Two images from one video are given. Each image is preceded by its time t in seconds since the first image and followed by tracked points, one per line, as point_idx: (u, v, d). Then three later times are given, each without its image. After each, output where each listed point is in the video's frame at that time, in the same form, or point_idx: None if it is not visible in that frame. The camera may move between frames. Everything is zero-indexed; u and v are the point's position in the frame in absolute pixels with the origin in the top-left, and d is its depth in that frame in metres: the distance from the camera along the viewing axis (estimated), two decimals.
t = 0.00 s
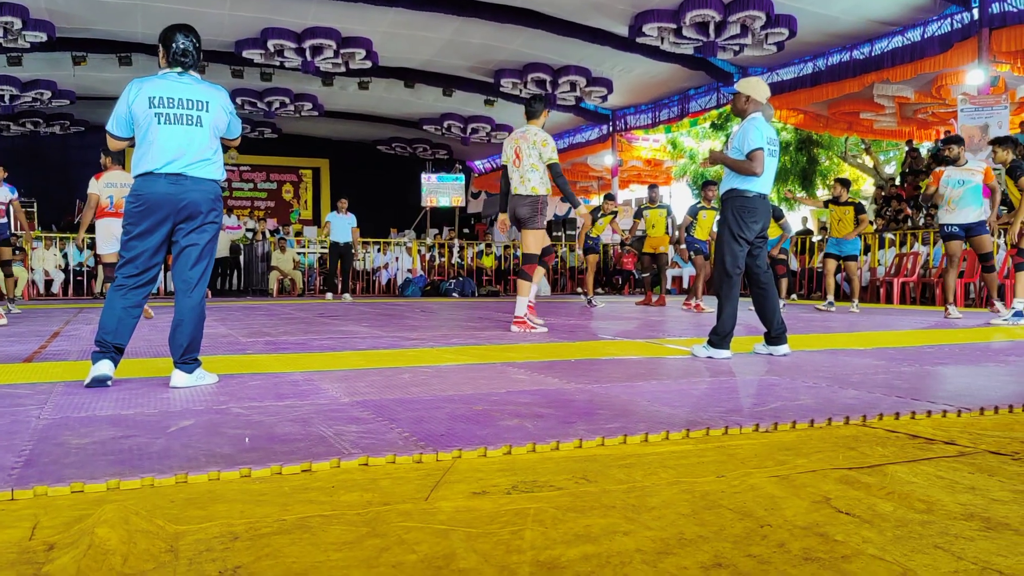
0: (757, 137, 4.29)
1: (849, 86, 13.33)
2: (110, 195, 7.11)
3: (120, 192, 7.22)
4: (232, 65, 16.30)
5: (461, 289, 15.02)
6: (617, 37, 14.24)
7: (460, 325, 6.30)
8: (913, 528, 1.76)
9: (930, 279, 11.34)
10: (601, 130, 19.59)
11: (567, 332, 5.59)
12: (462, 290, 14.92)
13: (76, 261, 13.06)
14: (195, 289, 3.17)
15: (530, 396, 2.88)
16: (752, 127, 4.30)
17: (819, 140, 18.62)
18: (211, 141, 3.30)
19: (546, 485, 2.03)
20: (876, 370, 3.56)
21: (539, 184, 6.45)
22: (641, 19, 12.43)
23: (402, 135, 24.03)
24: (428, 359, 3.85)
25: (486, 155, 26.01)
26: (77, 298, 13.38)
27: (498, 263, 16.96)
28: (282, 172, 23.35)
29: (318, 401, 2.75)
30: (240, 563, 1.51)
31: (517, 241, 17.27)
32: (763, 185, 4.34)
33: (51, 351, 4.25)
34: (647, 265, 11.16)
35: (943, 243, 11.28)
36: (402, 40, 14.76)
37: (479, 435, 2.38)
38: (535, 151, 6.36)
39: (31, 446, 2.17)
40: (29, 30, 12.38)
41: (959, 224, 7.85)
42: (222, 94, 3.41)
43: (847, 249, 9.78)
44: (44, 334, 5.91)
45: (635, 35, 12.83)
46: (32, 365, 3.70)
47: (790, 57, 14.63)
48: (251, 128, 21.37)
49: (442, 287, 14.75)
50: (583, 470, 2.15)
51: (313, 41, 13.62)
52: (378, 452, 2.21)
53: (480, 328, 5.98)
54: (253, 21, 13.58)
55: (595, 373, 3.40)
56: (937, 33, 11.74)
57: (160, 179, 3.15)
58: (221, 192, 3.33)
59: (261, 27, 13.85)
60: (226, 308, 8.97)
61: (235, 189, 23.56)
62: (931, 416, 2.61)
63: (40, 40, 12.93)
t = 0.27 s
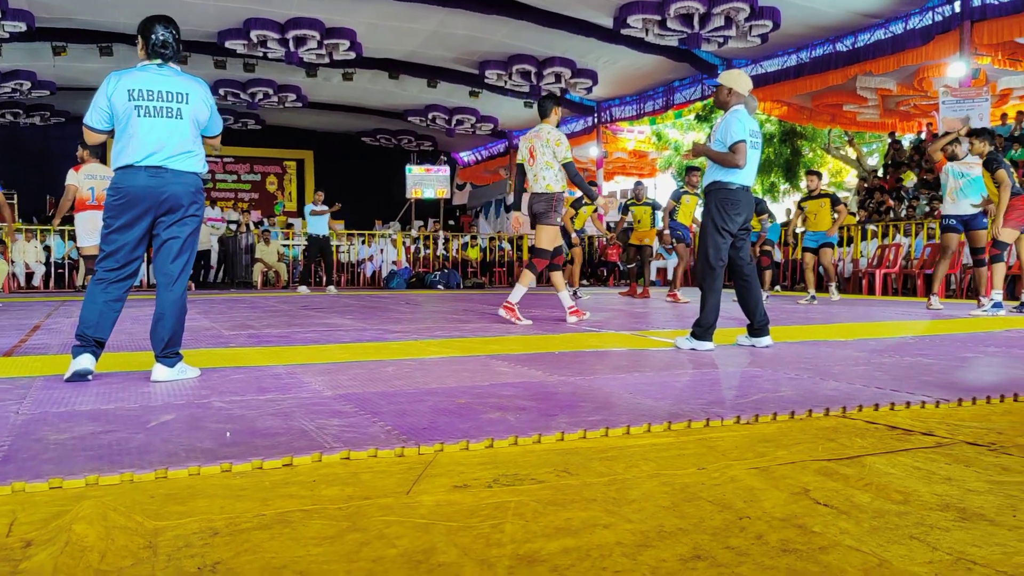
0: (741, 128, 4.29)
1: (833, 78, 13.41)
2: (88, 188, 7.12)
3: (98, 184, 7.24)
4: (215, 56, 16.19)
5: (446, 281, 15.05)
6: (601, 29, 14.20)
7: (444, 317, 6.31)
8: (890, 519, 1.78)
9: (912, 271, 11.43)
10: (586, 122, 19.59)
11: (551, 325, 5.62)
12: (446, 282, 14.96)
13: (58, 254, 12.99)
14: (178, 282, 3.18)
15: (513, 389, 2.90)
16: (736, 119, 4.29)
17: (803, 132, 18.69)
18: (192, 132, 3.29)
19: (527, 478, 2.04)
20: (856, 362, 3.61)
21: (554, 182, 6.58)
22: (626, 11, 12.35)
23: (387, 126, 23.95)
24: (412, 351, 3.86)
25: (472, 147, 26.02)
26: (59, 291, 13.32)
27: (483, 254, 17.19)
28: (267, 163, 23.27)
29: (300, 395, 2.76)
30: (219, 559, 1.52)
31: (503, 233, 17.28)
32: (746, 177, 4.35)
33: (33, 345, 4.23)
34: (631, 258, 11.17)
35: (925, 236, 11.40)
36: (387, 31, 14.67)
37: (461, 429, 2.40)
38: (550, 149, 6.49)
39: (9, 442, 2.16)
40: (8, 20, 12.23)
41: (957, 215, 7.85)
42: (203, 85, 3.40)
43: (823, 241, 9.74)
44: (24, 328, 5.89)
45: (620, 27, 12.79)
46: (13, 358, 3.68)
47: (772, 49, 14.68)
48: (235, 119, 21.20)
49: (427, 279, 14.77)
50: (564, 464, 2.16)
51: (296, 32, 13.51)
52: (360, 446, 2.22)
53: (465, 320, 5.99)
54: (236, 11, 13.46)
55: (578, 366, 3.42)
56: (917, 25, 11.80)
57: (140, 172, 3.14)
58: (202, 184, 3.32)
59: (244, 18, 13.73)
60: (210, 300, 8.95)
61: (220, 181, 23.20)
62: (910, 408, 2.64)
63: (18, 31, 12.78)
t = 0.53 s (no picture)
0: (706, 124, 4.32)
1: (800, 74, 13.51)
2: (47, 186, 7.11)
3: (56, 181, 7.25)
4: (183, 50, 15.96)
5: (418, 277, 15.04)
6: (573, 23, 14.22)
7: (415, 314, 6.30)
8: (852, 512, 1.80)
9: (878, 264, 11.59)
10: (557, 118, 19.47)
11: (522, 320, 5.64)
12: (418, 277, 14.95)
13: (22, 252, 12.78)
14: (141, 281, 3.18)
15: (482, 385, 2.91)
16: (701, 115, 4.32)
17: (772, 127, 18.88)
18: (152, 129, 3.28)
19: (494, 475, 2.05)
20: (822, 355, 3.66)
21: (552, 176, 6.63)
22: (596, 6, 12.36)
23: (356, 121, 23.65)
24: (383, 348, 3.86)
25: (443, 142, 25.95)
26: (22, 289, 13.12)
27: (454, 250, 16.93)
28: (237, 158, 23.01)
29: (267, 393, 2.75)
30: (181, 562, 1.51)
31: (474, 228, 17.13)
32: (714, 173, 4.38)
33: None
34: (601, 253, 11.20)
35: (892, 230, 11.63)
36: (357, 25, 14.57)
37: (429, 426, 2.40)
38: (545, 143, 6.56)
39: None
40: None
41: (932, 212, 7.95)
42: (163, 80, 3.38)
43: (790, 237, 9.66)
44: None
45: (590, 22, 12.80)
46: None
47: (741, 45, 14.79)
48: (203, 114, 20.91)
49: (399, 275, 14.77)
50: (532, 460, 2.17)
51: (264, 26, 13.34)
52: (327, 444, 2.21)
53: (435, 316, 6.01)
54: (203, 4, 13.27)
55: (547, 362, 3.44)
56: (882, 23, 11.92)
57: (100, 169, 3.13)
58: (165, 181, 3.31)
59: (211, 11, 13.53)
60: (179, 298, 8.86)
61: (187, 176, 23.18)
62: (874, 401, 2.69)
63: None
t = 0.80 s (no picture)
0: (669, 125, 4.36)
1: (769, 74, 13.58)
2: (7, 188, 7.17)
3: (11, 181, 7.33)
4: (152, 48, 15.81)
5: (390, 277, 15.01)
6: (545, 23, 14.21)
7: (387, 315, 6.27)
8: (818, 508, 1.82)
9: (845, 262, 11.75)
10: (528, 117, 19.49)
11: (495, 320, 5.65)
12: (390, 277, 14.91)
13: None
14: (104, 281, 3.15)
15: (453, 385, 2.90)
16: (665, 115, 4.37)
17: (742, 127, 19.10)
18: (112, 127, 3.25)
19: (464, 476, 2.04)
20: (790, 352, 3.70)
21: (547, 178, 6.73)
22: (567, 6, 12.37)
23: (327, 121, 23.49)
24: (354, 349, 3.85)
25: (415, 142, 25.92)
26: None
27: (427, 250, 16.91)
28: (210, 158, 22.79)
29: (236, 395, 2.73)
30: (144, 568, 1.49)
31: (447, 228, 17.11)
32: (684, 171, 4.40)
33: None
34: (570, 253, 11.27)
35: (859, 229, 11.78)
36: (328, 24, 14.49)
37: (400, 427, 2.39)
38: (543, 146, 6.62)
39: None
40: None
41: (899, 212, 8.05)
42: (124, 78, 3.35)
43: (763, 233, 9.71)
44: None
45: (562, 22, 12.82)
46: None
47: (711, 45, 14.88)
48: (172, 113, 20.68)
49: (371, 275, 14.74)
50: (504, 459, 2.17)
51: (234, 25, 13.23)
52: (296, 447, 2.20)
53: (408, 317, 6.00)
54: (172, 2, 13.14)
55: (519, 361, 3.45)
56: (849, 24, 12.07)
57: (60, 168, 3.10)
58: (127, 181, 3.28)
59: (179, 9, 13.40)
60: (147, 300, 8.77)
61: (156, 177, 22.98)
62: (841, 398, 2.72)
63: None
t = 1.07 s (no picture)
0: (636, 124, 4.40)
1: (752, 74, 13.67)
2: None
3: None
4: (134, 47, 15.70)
5: (374, 277, 14.98)
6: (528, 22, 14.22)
7: (370, 315, 6.26)
8: (795, 507, 1.83)
9: (827, 262, 11.82)
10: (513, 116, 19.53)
11: (478, 319, 5.66)
12: (374, 277, 14.86)
13: None
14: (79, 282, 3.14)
15: (435, 386, 2.90)
16: (630, 115, 4.40)
17: (725, 127, 19.19)
18: (85, 126, 3.23)
19: (443, 477, 2.04)
20: (772, 352, 3.71)
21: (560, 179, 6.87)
22: (550, 6, 12.34)
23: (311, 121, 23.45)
24: (336, 349, 3.85)
25: (399, 142, 25.90)
26: None
27: (411, 250, 16.87)
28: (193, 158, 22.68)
29: (215, 396, 2.73)
30: (119, 571, 1.48)
31: (431, 228, 17.13)
32: (656, 169, 4.41)
33: None
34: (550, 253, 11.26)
35: (840, 228, 11.82)
36: (312, 23, 14.44)
37: (380, 428, 2.39)
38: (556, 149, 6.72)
39: None
40: None
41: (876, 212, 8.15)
42: (98, 75, 3.33)
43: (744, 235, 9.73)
44: None
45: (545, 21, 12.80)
46: None
47: (694, 45, 14.91)
48: (154, 112, 20.56)
49: (354, 275, 14.71)
50: (484, 460, 2.17)
51: (215, 23, 13.15)
52: (275, 448, 2.19)
53: (390, 317, 6.00)
54: None
55: (501, 361, 3.46)
56: (829, 25, 12.07)
57: (32, 168, 3.09)
58: (101, 180, 3.26)
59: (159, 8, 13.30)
60: (129, 300, 8.73)
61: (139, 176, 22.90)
62: (820, 397, 2.74)
63: None
